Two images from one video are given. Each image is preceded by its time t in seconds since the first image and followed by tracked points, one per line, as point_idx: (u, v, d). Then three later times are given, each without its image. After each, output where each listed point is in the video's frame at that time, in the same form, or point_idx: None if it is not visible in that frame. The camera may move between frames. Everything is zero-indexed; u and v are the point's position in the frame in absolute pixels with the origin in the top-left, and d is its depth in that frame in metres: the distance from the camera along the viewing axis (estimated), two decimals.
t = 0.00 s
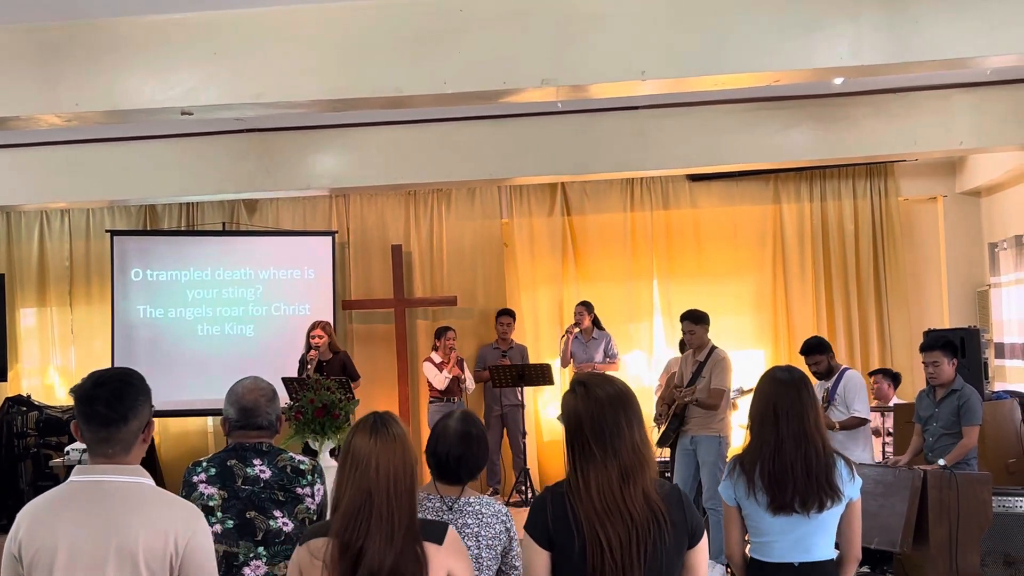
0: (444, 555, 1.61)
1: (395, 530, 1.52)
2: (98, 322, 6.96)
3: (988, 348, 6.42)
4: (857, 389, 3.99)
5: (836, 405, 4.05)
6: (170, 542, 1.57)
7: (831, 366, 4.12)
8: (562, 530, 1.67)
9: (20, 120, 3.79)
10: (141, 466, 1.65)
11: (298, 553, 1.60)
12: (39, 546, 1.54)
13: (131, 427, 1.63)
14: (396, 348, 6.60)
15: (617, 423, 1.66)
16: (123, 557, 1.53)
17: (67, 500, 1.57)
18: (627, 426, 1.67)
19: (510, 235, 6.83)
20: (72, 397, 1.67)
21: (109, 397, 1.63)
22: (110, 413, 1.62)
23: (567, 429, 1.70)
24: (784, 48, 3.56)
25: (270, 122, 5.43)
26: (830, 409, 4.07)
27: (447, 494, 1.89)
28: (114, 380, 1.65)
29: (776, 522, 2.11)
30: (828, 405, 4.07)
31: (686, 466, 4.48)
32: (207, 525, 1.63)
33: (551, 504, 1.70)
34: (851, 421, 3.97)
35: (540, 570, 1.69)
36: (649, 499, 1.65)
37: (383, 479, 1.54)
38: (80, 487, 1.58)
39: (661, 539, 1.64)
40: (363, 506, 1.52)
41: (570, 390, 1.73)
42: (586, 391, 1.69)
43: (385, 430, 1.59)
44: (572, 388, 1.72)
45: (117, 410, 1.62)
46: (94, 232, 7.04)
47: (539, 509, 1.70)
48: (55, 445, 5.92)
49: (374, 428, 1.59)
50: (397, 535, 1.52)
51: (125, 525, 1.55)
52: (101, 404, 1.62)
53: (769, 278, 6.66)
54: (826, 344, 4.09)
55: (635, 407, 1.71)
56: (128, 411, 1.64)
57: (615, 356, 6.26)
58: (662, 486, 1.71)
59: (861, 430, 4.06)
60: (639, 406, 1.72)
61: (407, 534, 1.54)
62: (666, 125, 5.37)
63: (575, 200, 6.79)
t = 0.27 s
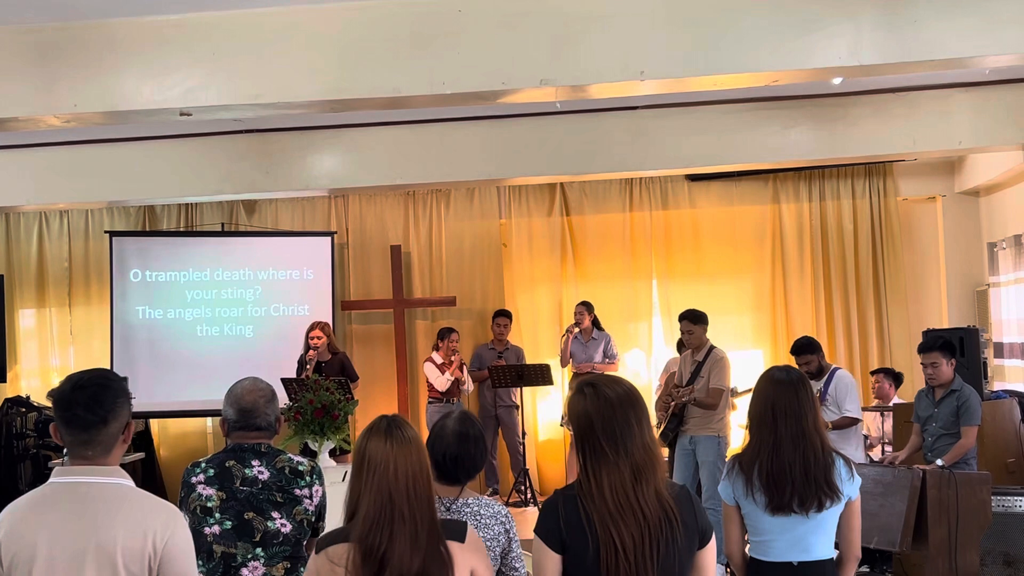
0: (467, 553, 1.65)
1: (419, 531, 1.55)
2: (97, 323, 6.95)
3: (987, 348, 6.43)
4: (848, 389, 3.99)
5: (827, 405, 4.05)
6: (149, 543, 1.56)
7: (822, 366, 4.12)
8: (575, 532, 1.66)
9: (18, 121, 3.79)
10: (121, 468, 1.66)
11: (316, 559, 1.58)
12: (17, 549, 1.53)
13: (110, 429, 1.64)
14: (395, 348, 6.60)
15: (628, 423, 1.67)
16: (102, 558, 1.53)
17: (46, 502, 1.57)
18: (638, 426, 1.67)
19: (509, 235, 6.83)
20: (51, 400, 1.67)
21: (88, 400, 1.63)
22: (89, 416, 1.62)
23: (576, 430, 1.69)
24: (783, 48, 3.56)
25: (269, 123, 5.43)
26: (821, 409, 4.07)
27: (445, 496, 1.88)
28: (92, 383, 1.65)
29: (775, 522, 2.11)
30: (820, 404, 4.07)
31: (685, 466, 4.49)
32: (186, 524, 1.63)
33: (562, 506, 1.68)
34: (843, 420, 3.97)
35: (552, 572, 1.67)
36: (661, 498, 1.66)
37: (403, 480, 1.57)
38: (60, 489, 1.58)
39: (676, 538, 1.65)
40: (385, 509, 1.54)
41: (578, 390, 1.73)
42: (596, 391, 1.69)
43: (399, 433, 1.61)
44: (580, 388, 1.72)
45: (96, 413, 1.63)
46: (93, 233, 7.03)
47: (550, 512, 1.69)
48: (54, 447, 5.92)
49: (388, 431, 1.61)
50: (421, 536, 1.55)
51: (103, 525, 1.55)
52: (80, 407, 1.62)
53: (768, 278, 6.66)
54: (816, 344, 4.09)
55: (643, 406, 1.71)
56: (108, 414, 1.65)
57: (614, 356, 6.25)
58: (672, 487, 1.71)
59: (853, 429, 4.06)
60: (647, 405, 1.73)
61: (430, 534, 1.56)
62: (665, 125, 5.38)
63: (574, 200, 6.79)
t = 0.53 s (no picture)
0: (481, 549, 1.69)
1: (436, 528, 1.57)
2: (97, 324, 6.95)
3: (986, 348, 6.43)
4: (846, 388, 4.00)
5: (826, 404, 4.05)
6: (127, 543, 1.56)
7: (818, 366, 4.11)
8: (582, 532, 1.65)
9: (17, 122, 3.79)
10: (100, 468, 1.65)
11: (327, 560, 1.59)
12: None
13: (87, 429, 1.63)
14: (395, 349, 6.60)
15: (635, 423, 1.67)
16: (81, 560, 1.53)
17: (24, 504, 1.57)
18: (645, 426, 1.68)
19: (508, 235, 6.83)
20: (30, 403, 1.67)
21: (65, 401, 1.63)
22: (66, 417, 1.62)
23: (583, 430, 1.69)
24: (782, 47, 3.56)
25: (268, 124, 5.43)
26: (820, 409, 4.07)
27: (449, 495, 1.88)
28: (69, 385, 1.65)
29: (775, 521, 2.11)
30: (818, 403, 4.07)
31: (685, 466, 4.49)
32: (165, 523, 1.63)
33: (569, 506, 1.67)
34: (841, 420, 3.97)
35: (558, 572, 1.66)
36: (668, 498, 1.66)
37: (418, 479, 1.58)
38: (39, 491, 1.58)
39: (685, 538, 1.65)
40: (401, 507, 1.56)
41: (584, 390, 1.72)
42: (603, 391, 1.69)
43: (411, 432, 1.62)
44: (587, 388, 1.72)
45: (73, 414, 1.63)
46: (93, 233, 7.03)
47: (557, 513, 1.68)
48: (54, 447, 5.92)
49: (399, 431, 1.62)
50: (439, 532, 1.57)
51: (81, 527, 1.55)
52: (57, 408, 1.62)
53: (768, 277, 6.66)
54: (811, 345, 4.06)
55: (649, 406, 1.72)
56: (85, 414, 1.64)
57: (615, 357, 6.24)
58: (679, 487, 1.72)
59: (852, 429, 4.06)
60: (653, 405, 1.73)
61: (446, 530, 1.58)
62: (665, 125, 5.38)
63: (573, 200, 6.79)
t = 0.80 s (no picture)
0: (483, 549, 1.67)
1: (442, 526, 1.57)
2: (96, 324, 6.95)
3: (987, 347, 6.43)
4: (848, 388, 3.99)
5: (828, 404, 4.06)
6: (113, 543, 1.56)
7: (821, 366, 4.11)
8: (586, 531, 1.65)
9: (17, 122, 3.79)
10: (85, 468, 1.65)
11: (332, 557, 1.58)
12: None
13: (70, 430, 1.64)
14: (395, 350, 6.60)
15: (640, 422, 1.67)
16: (66, 560, 1.53)
17: (8, 507, 1.56)
18: (649, 425, 1.68)
19: (508, 235, 6.83)
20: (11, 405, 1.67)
21: (46, 402, 1.63)
22: (48, 418, 1.62)
23: (588, 430, 1.70)
24: (783, 47, 3.56)
25: (268, 124, 5.43)
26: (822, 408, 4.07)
27: (462, 495, 1.92)
28: (50, 386, 1.65)
29: (776, 521, 2.10)
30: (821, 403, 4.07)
31: (686, 466, 4.49)
32: (150, 521, 1.63)
33: (573, 505, 1.67)
34: (844, 420, 3.98)
35: (561, 572, 1.65)
36: (672, 498, 1.66)
37: (424, 477, 1.59)
38: (23, 493, 1.58)
39: (690, 537, 1.65)
40: (408, 505, 1.56)
41: (588, 390, 1.73)
42: (607, 391, 1.70)
43: (415, 430, 1.64)
44: (591, 387, 1.72)
45: (55, 415, 1.63)
46: (93, 234, 7.03)
47: (561, 511, 1.68)
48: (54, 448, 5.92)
49: (404, 430, 1.63)
50: (444, 531, 1.57)
51: (66, 528, 1.54)
52: (38, 409, 1.62)
53: (768, 277, 6.66)
54: (815, 344, 4.06)
55: (653, 406, 1.72)
56: (67, 415, 1.64)
57: (616, 357, 6.24)
58: (683, 488, 1.72)
59: (853, 428, 4.07)
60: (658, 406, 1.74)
61: (451, 529, 1.58)
62: (665, 125, 5.37)
63: (573, 200, 6.79)
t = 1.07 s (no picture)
0: (467, 551, 1.66)
1: (426, 528, 1.56)
2: (97, 325, 6.95)
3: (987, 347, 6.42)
4: (857, 388, 3.99)
5: (837, 404, 4.06)
6: (108, 543, 1.56)
7: (831, 365, 4.13)
8: (587, 530, 1.64)
9: (18, 124, 3.80)
10: (80, 469, 1.66)
11: (315, 556, 1.58)
12: None
13: (64, 430, 1.64)
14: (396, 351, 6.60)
15: (640, 420, 1.68)
16: (63, 561, 1.53)
17: (4, 508, 1.56)
18: (650, 424, 1.69)
19: (509, 236, 6.83)
20: (5, 407, 1.68)
21: (40, 403, 1.64)
22: (42, 418, 1.63)
23: (589, 429, 1.70)
24: (782, 48, 3.56)
25: (268, 126, 5.43)
26: (832, 408, 4.07)
27: (477, 495, 1.94)
28: (44, 387, 1.66)
29: (778, 522, 2.10)
30: (830, 403, 4.08)
31: (686, 467, 4.48)
32: (146, 522, 1.63)
33: (574, 504, 1.67)
34: (852, 420, 3.98)
35: (562, 571, 1.64)
36: (672, 496, 1.66)
37: (411, 478, 1.58)
38: (19, 494, 1.58)
39: (688, 537, 1.64)
40: (393, 506, 1.55)
41: (589, 389, 1.74)
42: (608, 390, 1.70)
43: (403, 431, 1.63)
44: (592, 387, 1.73)
45: (49, 415, 1.63)
46: (94, 236, 7.05)
47: (561, 511, 1.67)
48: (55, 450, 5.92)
49: (392, 430, 1.62)
50: (429, 533, 1.56)
51: (61, 528, 1.54)
52: (32, 410, 1.63)
53: (768, 278, 6.66)
54: (826, 344, 4.08)
55: (653, 405, 1.73)
56: (61, 415, 1.65)
57: (616, 358, 6.23)
58: (683, 488, 1.72)
59: (862, 429, 4.06)
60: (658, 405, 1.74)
61: (436, 531, 1.58)
62: (665, 125, 5.38)
63: (574, 201, 6.79)
